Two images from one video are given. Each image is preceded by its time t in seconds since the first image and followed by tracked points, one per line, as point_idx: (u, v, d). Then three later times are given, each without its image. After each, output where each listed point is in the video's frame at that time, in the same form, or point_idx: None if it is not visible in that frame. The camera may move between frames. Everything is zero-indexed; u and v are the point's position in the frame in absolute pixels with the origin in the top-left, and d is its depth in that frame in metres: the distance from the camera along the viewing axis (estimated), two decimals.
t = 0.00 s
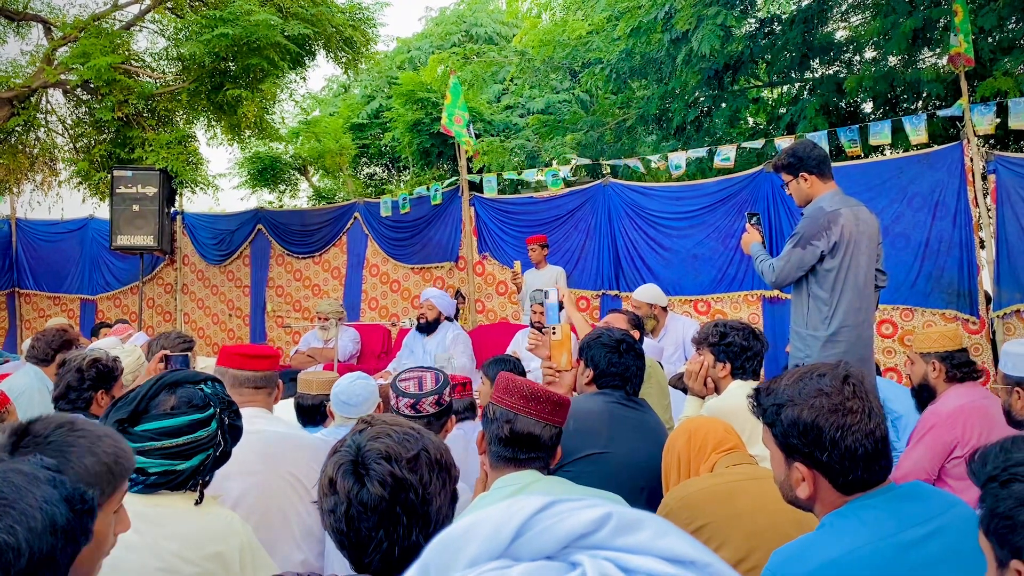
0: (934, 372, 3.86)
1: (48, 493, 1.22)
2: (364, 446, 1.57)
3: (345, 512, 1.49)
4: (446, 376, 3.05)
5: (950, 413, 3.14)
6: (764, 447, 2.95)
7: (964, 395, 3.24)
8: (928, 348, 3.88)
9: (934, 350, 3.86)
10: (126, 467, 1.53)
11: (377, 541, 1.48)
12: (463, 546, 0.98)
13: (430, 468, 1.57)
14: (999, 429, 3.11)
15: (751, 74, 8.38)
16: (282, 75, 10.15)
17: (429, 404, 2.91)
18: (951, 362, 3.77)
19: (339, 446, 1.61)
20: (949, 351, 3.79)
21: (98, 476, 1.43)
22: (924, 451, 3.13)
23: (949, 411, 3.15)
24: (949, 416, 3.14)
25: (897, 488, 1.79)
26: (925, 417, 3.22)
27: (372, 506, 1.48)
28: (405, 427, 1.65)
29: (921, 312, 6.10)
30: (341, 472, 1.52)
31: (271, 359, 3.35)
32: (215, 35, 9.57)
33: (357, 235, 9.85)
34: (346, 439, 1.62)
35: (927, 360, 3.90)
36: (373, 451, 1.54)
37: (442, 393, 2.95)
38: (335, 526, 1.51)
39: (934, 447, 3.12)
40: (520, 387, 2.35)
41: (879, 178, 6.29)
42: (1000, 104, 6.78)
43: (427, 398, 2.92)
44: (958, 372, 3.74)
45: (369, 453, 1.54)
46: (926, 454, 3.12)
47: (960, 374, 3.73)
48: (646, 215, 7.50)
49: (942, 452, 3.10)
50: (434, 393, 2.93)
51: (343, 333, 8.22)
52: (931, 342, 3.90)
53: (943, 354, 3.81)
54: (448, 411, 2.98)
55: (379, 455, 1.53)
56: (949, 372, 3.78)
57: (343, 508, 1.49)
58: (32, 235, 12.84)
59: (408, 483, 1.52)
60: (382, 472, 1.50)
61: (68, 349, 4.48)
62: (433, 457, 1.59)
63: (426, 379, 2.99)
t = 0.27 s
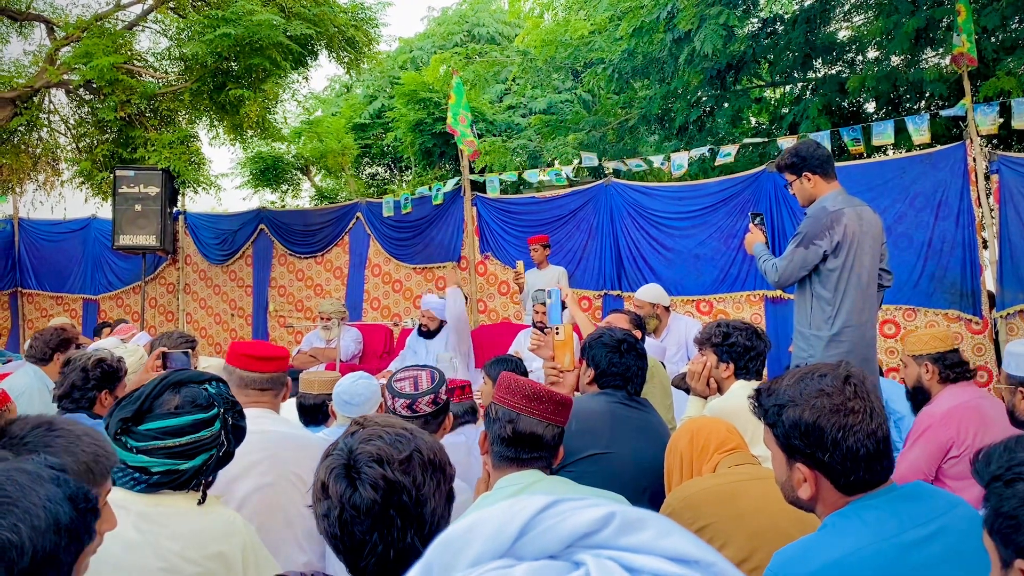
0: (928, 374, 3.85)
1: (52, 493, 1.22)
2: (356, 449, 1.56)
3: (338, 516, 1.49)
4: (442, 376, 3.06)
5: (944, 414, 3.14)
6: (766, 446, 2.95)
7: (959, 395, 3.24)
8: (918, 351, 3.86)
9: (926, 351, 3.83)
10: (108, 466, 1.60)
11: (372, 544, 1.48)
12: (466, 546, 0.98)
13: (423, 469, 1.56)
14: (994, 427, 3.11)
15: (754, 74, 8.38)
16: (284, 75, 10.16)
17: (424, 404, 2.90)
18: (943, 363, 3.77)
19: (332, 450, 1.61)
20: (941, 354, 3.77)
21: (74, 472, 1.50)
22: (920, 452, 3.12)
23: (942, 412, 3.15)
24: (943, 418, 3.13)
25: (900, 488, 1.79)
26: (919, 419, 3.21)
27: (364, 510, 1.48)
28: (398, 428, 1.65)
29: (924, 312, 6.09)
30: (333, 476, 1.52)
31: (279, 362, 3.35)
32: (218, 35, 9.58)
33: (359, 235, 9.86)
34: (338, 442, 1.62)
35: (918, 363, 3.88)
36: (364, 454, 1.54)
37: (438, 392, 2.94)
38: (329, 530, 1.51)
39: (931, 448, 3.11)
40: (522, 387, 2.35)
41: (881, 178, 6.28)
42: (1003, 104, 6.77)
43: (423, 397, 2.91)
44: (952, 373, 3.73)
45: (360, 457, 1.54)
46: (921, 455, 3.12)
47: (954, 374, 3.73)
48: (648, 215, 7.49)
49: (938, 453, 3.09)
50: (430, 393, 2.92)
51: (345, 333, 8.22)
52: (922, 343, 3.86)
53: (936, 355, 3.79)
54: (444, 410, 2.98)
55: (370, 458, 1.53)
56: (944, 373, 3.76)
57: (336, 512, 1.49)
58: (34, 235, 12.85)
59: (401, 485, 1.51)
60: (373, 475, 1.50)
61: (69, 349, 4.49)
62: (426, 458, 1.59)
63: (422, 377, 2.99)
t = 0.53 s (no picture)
0: (925, 375, 3.83)
1: (58, 493, 1.23)
2: (351, 448, 1.56)
3: (335, 515, 1.49)
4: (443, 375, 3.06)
5: (941, 413, 3.12)
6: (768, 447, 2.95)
7: (954, 395, 3.24)
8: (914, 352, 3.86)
9: (922, 351, 3.83)
10: (81, 460, 1.82)
11: (370, 542, 1.48)
12: (466, 546, 0.98)
13: (418, 466, 1.56)
14: (992, 426, 3.10)
15: (756, 74, 8.38)
16: (287, 74, 10.18)
17: (426, 403, 2.91)
18: (938, 364, 3.75)
19: (327, 449, 1.61)
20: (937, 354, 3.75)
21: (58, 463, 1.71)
22: (918, 451, 3.11)
23: (938, 411, 3.13)
24: (939, 417, 3.12)
25: (902, 488, 1.78)
26: (917, 417, 3.19)
27: (361, 508, 1.48)
28: (393, 426, 1.65)
29: (927, 311, 6.07)
30: (329, 475, 1.53)
31: (283, 363, 3.34)
32: (220, 35, 9.59)
33: (361, 234, 9.86)
34: (334, 442, 1.62)
35: (915, 364, 3.88)
36: (360, 453, 1.54)
37: (439, 391, 2.94)
38: (327, 529, 1.51)
39: (928, 447, 3.10)
40: (524, 387, 2.35)
41: (883, 178, 6.27)
42: (1007, 103, 6.75)
43: (425, 396, 2.91)
44: (949, 372, 3.71)
45: (356, 455, 1.54)
46: (918, 454, 3.11)
47: (950, 374, 3.70)
48: (650, 215, 7.49)
49: (936, 452, 3.08)
50: (432, 391, 2.93)
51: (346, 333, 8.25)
52: (917, 344, 3.87)
53: (930, 356, 3.78)
54: (446, 408, 2.98)
55: (365, 456, 1.53)
56: (939, 373, 3.74)
57: (333, 511, 1.49)
58: (37, 235, 12.87)
59: (397, 482, 1.51)
60: (368, 474, 1.50)
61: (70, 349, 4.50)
62: (422, 456, 1.58)
63: (423, 376, 2.99)
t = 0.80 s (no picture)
0: (927, 373, 3.82)
1: (55, 493, 1.23)
2: (344, 448, 1.57)
3: (329, 515, 1.49)
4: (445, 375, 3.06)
5: (942, 413, 3.12)
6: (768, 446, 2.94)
7: (956, 395, 3.24)
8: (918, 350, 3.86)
9: (925, 351, 3.83)
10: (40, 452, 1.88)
11: (364, 542, 1.49)
12: (460, 544, 0.98)
13: (411, 465, 1.56)
14: (994, 426, 3.11)
15: (758, 73, 8.38)
16: (288, 74, 10.19)
17: (428, 402, 2.90)
18: (941, 362, 3.73)
19: (321, 450, 1.61)
20: (941, 351, 3.76)
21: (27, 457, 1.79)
22: (919, 451, 3.11)
23: (940, 411, 3.13)
24: (941, 416, 3.12)
25: (901, 488, 1.78)
26: (918, 417, 3.19)
27: (354, 508, 1.48)
28: (385, 426, 1.65)
29: (928, 311, 6.07)
30: (323, 476, 1.53)
31: (284, 368, 3.31)
32: (221, 35, 9.59)
33: (362, 234, 9.87)
34: (327, 443, 1.62)
35: (917, 363, 3.87)
36: (353, 453, 1.54)
37: (440, 391, 2.94)
38: (321, 530, 1.51)
39: (930, 446, 3.10)
40: (524, 386, 2.35)
41: (884, 177, 6.26)
42: (1008, 102, 6.74)
43: (426, 395, 2.91)
44: (950, 371, 3.69)
45: (348, 456, 1.54)
46: (920, 454, 3.10)
47: (953, 373, 3.68)
48: (651, 214, 7.48)
49: (937, 451, 3.08)
50: (433, 391, 2.92)
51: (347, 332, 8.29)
52: (920, 343, 3.88)
53: (934, 354, 3.77)
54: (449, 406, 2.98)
55: (358, 456, 1.53)
56: (941, 372, 3.72)
57: (326, 511, 1.49)
58: (39, 234, 12.89)
59: (390, 482, 1.51)
60: (361, 474, 1.50)
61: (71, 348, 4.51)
62: (415, 455, 1.59)
63: (426, 376, 2.99)
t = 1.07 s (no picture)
0: (938, 370, 3.83)
1: (55, 493, 1.23)
2: (341, 451, 1.56)
3: (326, 520, 1.50)
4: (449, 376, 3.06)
5: (954, 411, 3.12)
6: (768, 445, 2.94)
7: (968, 394, 3.24)
8: (929, 347, 3.83)
9: (936, 349, 3.82)
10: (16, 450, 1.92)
11: (362, 546, 1.49)
12: (459, 544, 0.98)
13: (409, 468, 1.56)
14: (1003, 427, 3.11)
15: (759, 72, 8.38)
16: (289, 73, 10.19)
17: (431, 403, 2.90)
18: (952, 361, 3.76)
19: (318, 453, 1.61)
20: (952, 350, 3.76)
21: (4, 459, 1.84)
22: (927, 449, 3.10)
23: (951, 409, 3.13)
24: (953, 414, 3.12)
25: (903, 487, 1.78)
26: (928, 416, 3.19)
27: (351, 512, 1.48)
28: (383, 428, 1.65)
29: (930, 310, 6.06)
30: (320, 480, 1.53)
31: (280, 371, 3.31)
32: (222, 34, 9.60)
33: (363, 233, 9.88)
34: (324, 446, 1.62)
35: (930, 359, 3.85)
36: (350, 456, 1.54)
37: (445, 391, 2.94)
38: (319, 534, 1.51)
39: (938, 445, 3.09)
40: (525, 385, 2.35)
41: (886, 176, 6.25)
42: (1010, 101, 6.73)
43: (431, 395, 2.91)
44: (962, 370, 3.72)
45: (345, 460, 1.54)
46: (928, 452, 3.09)
47: (963, 372, 3.71)
48: (652, 213, 7.48)
49: (946, 450, 3.07)
50: (437, 391, 2.92)
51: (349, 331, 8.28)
52: (931, 340, 3.85)
53: (946, 352, 3.78)
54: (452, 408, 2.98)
55: (355, 460, 1.53)
56: (952, 371, 3.75)
57: (324, 515, 1.50)
58: (41, 234, 12.90)
59: (387, 485, 1.51)
60: (358, 478, 1.50)
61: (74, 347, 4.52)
62: (412, 457, 1.58)
63: (430, 376, 2.98)
